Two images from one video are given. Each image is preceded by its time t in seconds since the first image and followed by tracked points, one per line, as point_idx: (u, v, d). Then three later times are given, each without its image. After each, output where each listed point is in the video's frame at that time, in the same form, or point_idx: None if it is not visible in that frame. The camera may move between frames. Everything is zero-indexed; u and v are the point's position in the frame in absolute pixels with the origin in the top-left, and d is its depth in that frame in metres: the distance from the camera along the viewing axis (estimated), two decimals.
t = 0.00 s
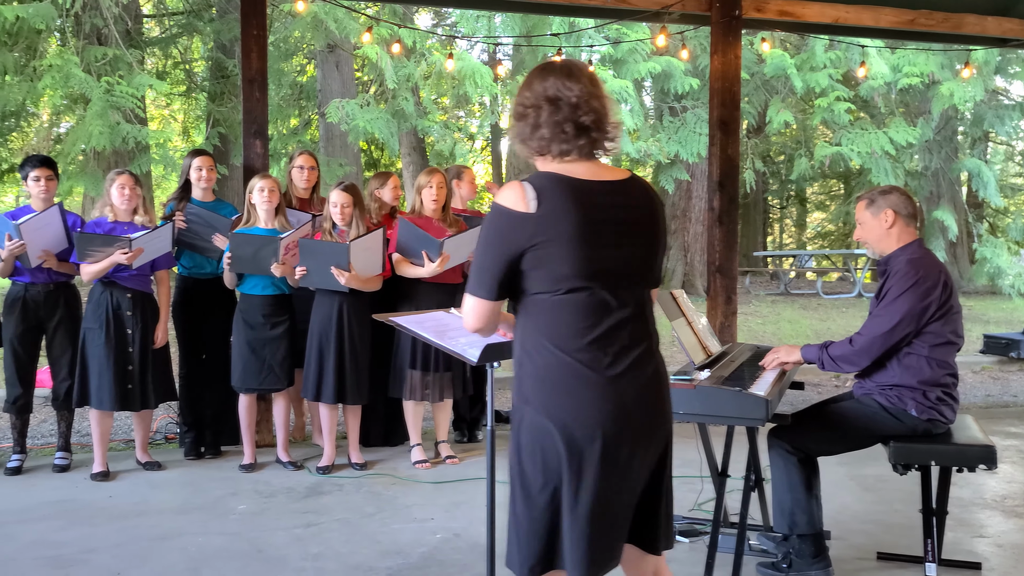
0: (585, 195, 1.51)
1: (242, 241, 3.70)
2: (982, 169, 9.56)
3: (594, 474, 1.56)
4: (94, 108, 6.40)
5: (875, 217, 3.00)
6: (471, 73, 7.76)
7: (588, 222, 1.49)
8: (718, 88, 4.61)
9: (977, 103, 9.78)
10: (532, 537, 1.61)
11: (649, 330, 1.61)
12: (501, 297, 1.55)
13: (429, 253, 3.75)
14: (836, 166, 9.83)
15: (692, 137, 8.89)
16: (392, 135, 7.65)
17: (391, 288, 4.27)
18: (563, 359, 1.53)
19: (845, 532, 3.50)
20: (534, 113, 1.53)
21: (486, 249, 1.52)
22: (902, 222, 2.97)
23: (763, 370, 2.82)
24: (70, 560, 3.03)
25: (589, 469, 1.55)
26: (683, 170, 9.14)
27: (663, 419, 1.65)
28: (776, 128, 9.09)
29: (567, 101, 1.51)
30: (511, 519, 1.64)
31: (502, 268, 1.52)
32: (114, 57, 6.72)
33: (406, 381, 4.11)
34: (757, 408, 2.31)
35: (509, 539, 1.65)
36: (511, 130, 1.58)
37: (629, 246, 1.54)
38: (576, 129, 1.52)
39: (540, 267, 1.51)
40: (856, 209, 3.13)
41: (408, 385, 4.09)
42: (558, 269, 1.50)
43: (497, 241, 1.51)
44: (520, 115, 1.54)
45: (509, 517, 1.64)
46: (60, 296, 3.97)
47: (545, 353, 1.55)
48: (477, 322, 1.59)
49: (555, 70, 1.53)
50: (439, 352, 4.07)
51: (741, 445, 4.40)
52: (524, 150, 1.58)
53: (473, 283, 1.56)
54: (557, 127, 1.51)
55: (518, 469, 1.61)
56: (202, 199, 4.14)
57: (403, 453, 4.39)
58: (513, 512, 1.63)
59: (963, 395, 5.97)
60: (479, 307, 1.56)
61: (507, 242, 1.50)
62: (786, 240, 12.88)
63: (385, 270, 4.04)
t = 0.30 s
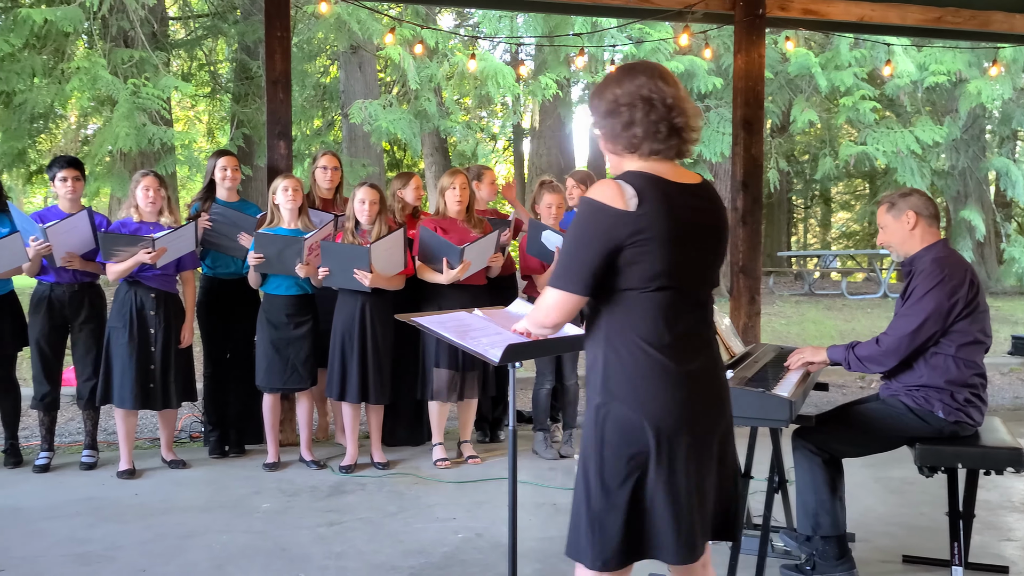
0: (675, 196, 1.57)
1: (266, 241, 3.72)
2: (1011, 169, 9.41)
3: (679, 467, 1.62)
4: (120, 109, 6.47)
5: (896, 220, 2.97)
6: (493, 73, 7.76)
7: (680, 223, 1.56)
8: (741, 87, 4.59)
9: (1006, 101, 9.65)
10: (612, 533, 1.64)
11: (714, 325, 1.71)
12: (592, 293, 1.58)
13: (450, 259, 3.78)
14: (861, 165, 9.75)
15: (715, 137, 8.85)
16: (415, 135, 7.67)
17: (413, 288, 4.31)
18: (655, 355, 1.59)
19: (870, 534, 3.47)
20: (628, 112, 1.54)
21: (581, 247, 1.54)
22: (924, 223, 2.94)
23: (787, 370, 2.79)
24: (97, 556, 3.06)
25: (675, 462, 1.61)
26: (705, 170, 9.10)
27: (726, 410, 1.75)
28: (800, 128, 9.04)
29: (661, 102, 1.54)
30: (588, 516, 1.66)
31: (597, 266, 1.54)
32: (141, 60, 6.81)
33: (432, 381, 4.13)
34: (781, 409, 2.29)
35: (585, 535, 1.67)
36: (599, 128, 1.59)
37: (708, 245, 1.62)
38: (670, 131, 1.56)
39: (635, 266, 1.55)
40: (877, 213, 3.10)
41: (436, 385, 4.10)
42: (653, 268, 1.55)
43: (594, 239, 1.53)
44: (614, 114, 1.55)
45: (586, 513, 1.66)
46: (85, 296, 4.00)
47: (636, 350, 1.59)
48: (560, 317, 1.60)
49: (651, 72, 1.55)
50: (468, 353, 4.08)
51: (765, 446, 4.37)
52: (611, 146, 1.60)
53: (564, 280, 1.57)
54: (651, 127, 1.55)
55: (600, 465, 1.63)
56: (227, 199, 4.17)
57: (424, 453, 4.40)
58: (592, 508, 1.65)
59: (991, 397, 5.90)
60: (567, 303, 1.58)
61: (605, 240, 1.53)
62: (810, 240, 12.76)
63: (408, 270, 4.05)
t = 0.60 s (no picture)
0: (734, 198, 1.61)
1: (288, 242, 3.74)
2: None
3: (731, 460, 1.66)
4: (146, 111, 6.52)
5: (914, 224, 2.95)
6: (515, 73, 7.77)
7: (740, 225, 1.60)
8: (764, 86, 4.57)
9: None
10: (667, 528, 1.66)
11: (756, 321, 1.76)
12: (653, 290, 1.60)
13: (473, 256, 3.78)
14: (885, 165, 9.67)
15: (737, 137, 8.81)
16: (436, 135, 7.68)
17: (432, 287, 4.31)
18: (714, 353, 1.63)
19: (894, 537, 3.44)
20: (693, 111, 1.56)
21: (648, 245, 1.56)
22: (942, 224, 2.92)
23: (810, 372, 2.74)
24: (122, 553, 3.09)
25: (729, 457, 1.66)
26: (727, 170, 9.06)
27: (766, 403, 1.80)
28: (823, 127, 8.98)
29: (724, 105, 1.57)
30: (642, 510, 1.67)
31: (664, 263, 1.56)
32: (165, 62, 6.90)
33: (448, 381, 4.13)
34: (804, 411, 2.26)
35: (638, 529, 1.68)
36: (660, 126, 1.61)
37: (758, 244, 1.66)
38: (730, 133, 1.59)
39: (699, 265, 1.58)
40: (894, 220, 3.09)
41: (450, 385, 4.11)
42: (715, 267, 1.59)
43: (662, 236, 1.55)
44: (678, 113, 1.57)
45: (640, 508, 1.68)
46: (110, 296, 4.05)
47: (696, 348, 1.62)
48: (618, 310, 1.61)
49: (715, 75, 1.58)
50: (482, 352, 4.07)
51: (787, 447, 4.35)
52: (670, 144, 1.62)
53: (628, 276, 1.58)
54: (714, 128, 1.57)
55: (657, 460, 1.66)
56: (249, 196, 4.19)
57: (445, 453, 4.41)
58: (648, 503, 1.67)
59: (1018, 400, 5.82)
60: (627, 298, 1.60)
61: (672, 239, 1.55)
62: (834, 241, 12.64)
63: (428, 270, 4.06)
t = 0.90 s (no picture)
0: (766, 198, 1.60)
1: (309, 240, 3.76)
2: None
3: (757, 461, 1.65)
4: (168, 112, 6.58)
5: (932, 227, 2.92)
6: (534, 73, 7.79)
7: (771, 224, 1.59)
8: (785, 86, 4.56)
9: None
10: (693, 527, 1.66)
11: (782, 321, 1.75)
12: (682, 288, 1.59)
13: (495, 256, 3.78)
14: (908, 164, 9.59)
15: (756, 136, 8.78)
16: (455, 136, 7.71)
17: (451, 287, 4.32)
18: (741, 352, 1.62)
19: (916, 539, 3.41)
20: (728, 111, 1.55)
21: (677, 243, 1.55)
22: (961, 227, 2.89)
23: (832, 373, 2.70)
24: (144, 551, 3.11)
25: (755, 457, 1.65)
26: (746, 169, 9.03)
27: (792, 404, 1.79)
28: (845, 126, 8.95)
29: (758, 105, 1.55)
30: (668, 510, 1.67)
31: (694, 263, 1.56)
32: (187, 63, 6.97)
33: (462, 382, 4.14)
34: (824, 412, 2.23)
35: (664, 530, 1.68)
36: (694, 125, 1.60)
37: (787, 245, 1.65)
38: (763, 134, 1.57)
39: (728, 264, 1.57)
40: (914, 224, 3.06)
41: (465, 386, 4.12)
42: (745, 266, 1.58)
43: (692, 236, 1.55)
44: (713, 112, 1.56)
45: (667, 508, 1.67)
46: (133, 296, 4.09)
47: (722, 346, 1.62)
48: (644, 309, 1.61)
49: (750, 74, 1.56)
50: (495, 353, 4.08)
51: (808, 449, 4.32)
52: (702, 143, 1.61)
53: (657, 275, 1.58)
54: (747, 129, 1.56)
55: (683, 460, 1.65)
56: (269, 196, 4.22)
57: (464, 453, 4.42)
58: (674, 504, 1.66)
59: None
60: (655, 297, 1.60)
61: (703, 238, 1.54)
62: (854, 241, 12.52)
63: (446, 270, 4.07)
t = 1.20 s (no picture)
0: (790, 202, 1.57)
1: (328, 239, 3.77)
2: None
3: (774, 469, 1.63)
4: (188, 113, 6.63)
5: (953, 230, 2.90)
6: (552, 73, 7.81)
7: (792, 229, 1.56)
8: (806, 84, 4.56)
9: None
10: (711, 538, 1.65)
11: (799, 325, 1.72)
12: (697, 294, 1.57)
13: (513, 255, 3.78)
14: (931, 164, 9.50)
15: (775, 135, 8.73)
16: (473, 136, 7.74)
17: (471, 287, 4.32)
18: (755, 360, 1.60)
19: (938, 542, 3.37)
20: (761, 106, 1.53)
21: (692, 248, 1.54)
22: (982, 229, 2.86)
23: (852, 373, 2.67)
24: (164, 549, 3.13)
25: (771, 465, 1.63)
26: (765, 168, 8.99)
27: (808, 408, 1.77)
28: (866, 125, 8.90)
29: (793, 104, 1.53)
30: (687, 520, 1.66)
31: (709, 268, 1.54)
32: (207, 64, 7.02)
33: (488, 382, 4.13)
34: (845, 413, 2.20)
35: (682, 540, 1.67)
36: (726, 117, 1.58)
37: (809, 249, 1.62)
38: (797, 134, 1.55)
39: (744, 271, 1.55)
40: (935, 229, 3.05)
41: (493, 387, 4.11)
42: (762, 274, 1.55)
43: (706, 242, 1.53)
44: (746, 105, 1.55)
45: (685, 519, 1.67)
46: (154, 295, 4.11)
47: (735, 355, 1.60)
48: (654, 311, 1.61)
49: (787, 72, 1.54)
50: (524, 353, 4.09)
51: (827, 450, 4.30)
52: (733, 137, 1.59)
53: (670, 280, 1.57)
54: (780, 128, 1.54)
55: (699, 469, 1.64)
56: (291, 200, 4.26)
57: (482, 453, 4.42)
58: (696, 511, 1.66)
59: None
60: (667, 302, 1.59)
61: (718, 244, 1.53)
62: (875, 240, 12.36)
63: (464, 270, 4.08)
